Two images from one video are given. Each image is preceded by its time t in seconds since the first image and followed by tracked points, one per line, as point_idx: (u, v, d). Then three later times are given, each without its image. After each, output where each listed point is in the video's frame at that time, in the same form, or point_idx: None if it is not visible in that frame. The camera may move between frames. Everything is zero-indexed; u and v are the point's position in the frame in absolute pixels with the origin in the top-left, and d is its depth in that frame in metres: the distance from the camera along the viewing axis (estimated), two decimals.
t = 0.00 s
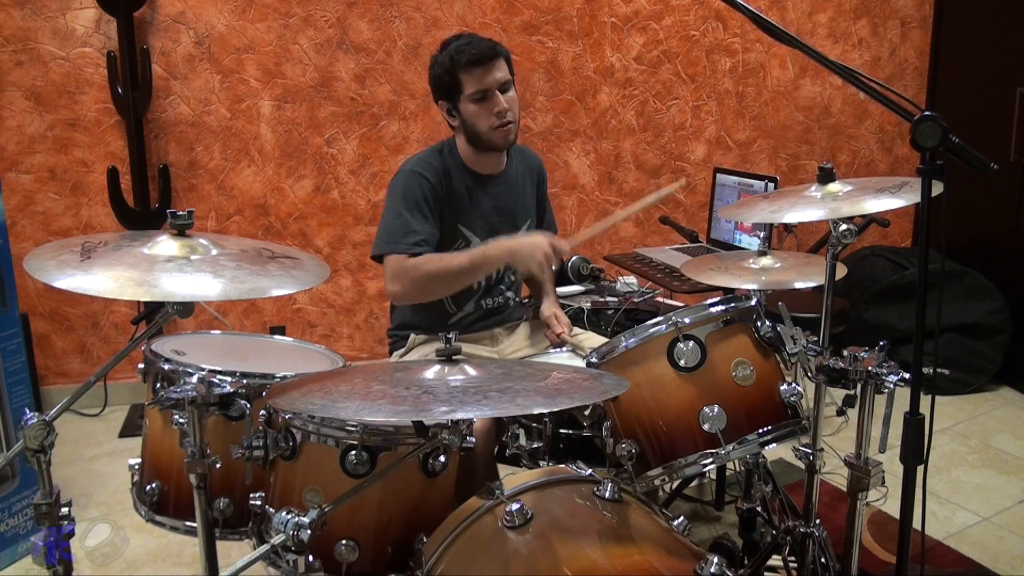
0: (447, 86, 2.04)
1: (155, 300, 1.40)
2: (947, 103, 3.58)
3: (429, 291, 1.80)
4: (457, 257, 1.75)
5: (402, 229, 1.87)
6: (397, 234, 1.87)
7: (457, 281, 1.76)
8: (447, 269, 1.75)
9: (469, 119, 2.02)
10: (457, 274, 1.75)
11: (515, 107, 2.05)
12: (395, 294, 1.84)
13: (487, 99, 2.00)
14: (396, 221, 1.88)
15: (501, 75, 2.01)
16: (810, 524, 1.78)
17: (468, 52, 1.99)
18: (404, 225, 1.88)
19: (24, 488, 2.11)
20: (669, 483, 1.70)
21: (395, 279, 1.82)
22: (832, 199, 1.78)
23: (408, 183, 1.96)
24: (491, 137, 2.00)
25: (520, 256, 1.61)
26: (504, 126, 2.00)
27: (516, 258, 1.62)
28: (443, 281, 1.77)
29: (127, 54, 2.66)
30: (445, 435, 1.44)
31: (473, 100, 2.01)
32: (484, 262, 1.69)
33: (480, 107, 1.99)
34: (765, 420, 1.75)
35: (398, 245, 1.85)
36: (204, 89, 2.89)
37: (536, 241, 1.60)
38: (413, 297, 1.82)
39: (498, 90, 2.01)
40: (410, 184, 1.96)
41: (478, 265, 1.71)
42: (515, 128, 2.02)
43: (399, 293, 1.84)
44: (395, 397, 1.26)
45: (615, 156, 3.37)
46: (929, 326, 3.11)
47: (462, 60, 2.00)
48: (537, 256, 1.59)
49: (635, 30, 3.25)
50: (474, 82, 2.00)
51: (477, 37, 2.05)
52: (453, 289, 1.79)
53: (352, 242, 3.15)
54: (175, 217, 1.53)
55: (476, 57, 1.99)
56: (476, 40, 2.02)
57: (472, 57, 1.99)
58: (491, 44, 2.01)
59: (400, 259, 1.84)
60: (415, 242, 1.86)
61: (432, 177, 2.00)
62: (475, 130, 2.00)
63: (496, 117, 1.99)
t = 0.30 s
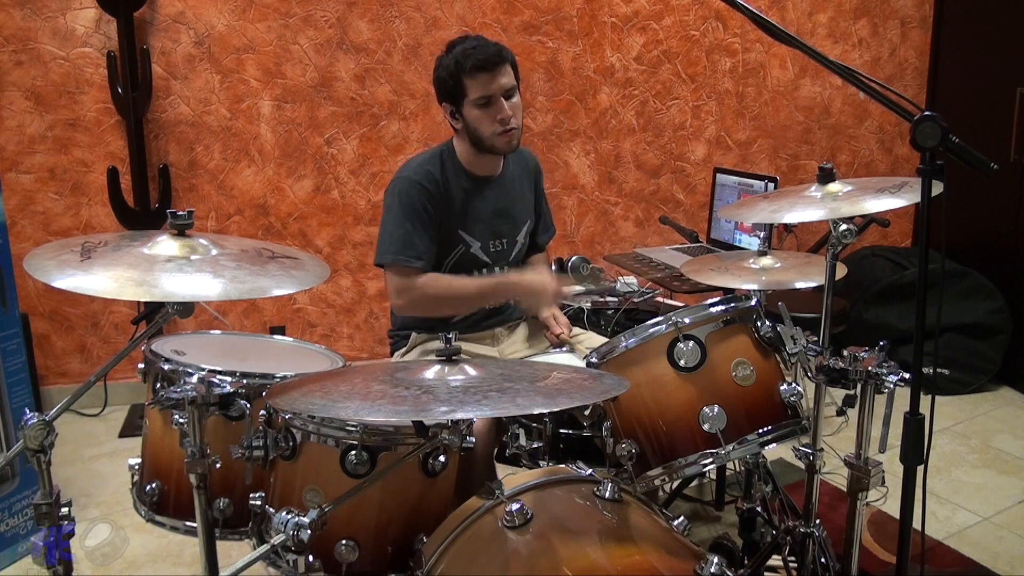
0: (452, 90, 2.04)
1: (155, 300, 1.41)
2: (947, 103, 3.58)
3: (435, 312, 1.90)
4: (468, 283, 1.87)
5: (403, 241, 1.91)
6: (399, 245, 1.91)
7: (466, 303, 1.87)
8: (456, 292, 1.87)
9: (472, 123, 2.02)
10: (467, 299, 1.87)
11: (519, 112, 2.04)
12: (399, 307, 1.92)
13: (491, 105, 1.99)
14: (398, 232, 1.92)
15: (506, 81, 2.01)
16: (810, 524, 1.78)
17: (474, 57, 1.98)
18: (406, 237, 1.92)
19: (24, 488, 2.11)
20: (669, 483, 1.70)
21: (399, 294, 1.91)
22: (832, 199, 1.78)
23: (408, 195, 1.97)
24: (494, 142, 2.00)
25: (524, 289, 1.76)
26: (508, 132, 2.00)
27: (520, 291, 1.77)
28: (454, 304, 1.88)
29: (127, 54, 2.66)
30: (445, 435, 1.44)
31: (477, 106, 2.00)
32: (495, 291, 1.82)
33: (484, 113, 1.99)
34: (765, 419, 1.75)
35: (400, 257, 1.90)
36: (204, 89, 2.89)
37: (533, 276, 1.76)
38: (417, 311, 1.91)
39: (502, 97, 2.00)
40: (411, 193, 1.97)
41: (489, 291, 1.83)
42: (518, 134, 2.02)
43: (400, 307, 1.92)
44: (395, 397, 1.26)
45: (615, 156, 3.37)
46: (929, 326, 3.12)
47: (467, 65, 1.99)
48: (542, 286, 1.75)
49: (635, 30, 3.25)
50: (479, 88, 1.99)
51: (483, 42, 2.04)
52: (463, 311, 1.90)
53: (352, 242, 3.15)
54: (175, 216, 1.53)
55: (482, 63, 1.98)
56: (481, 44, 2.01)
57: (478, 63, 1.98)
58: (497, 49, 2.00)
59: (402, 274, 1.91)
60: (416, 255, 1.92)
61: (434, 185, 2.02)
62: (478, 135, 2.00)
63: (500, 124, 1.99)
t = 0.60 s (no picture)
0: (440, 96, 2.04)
1: (155, 300, 1.40)
2: (947, 103, 3.58)
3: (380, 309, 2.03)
4: (413, 300, 1.99)
5: (372, 237, 1.98)
6: (371, 241, 1.98)
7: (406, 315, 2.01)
8: (398, 305, 2.00)
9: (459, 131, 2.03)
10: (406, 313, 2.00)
11: (506, 120, 2.02)
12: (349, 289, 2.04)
13: (475, 116, 1.99)
14: (369, 229, 1.98)
15: (492, 91, 1.99)
16: (810, 524, 1.77)
17: (458, 68, 1.97)
18: (379, 232, 1.98)
19: (24, 488, 2.11)
20: (669, 483, 1.70)
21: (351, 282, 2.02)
22: (832, 199, 1.78)
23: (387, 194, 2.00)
24: (478, 151, 2.02)
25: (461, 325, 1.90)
26: (490, 142, 2.00)
27: (457, 325, 1.91)
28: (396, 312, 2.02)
29: (127, 54, 2.66)
30: (445, 435, 1.44)
31: (461, 115, 2.00)
32: (434, 315, 1.96)
33: (467, 123, 1.99)
34: (765, 419, 1.75)
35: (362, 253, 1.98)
36: (204, 89, 2.89)
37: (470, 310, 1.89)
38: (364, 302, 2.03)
39: (488, 108, 2.00)
40: (388, 195, 2.00)
41: (429, 314, 1.97)
42: (503, 145, 2.02)
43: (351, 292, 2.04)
44: (395, 397, 1.26)
45: (615, 156, 3.37)
46: (929, 326, 3.12)
47: (453, 75, 1.98)
48: (476, 326, 1.89)
49: (635, 30, 3.25)
50: (463, 98, 1.99)
51: (472, 49, 2.02)
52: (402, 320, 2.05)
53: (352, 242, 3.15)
54: (175, 216, 1.54)
55: (467, 74, 1.97)
56: (467, 52, 1.99)
57: (463, 73, 1.97)
58: (484, 60, 1.98)
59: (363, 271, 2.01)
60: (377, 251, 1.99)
61: (417, 186, 2.03)
62: (464, 143, 2.02)
63: (483, 134, 1.99)
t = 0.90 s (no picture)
0: (426, 78, 2.03)
1: (155, 300, 1.40)
2: (947, 103, 3.58)
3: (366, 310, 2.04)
4: (395, 301, 1.99)
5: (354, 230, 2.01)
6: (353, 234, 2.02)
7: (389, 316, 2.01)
8: (381, 306, 2.01)
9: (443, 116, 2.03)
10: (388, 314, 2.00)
11: (492, 112, 2.04)
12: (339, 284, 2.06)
13: (462, 103, 2.00)
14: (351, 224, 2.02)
15: (482, 82, 2.00)
16: (810, 524, 1.77)
17: (454, 54, 1.97)
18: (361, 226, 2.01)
19: (24, 488, 2.11)
20: (669, 483, 1.70)
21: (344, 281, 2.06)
22: (832, 199, 1.78)
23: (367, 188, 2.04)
24: (460, 138, 2.03)
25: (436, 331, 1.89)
26: (474, 132, 2.01)
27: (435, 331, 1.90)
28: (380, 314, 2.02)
29: (127, 54, 2.66)
30: (445, 435, 1.44)
31: (448, 101, 2.00)
32: (413, 319, 1.95)
33: (454, 110, 1.99)
34: (765, 419, 1.74)
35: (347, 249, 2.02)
36: (204, 89, 2.89)
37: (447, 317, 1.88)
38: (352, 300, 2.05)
39: (476, 97, 2.00)
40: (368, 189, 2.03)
41: (407, 318, 1.96)
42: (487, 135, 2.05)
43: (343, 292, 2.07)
44: (395, 397, 1.26)
45: (615, 156, 3.37)
46: (929, 326, 3.12)
47: (444, 62, 1.98)
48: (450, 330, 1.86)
49: (635, 30, 3.25)
50: (453, 85, 1.99)
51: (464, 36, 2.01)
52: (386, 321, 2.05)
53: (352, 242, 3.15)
54: (175, 216, 1.54)
55: (459, 62, 1.97)
56: (459, 40, 1.99)
57: (457, 61, 1.97)
58: (476, 49, 1.98)
59: (353, 269, 2.04)
60: (360, 245, 2.02)
61: (394, 177, 2.06)
62: (446, 129, 2.03)
63: (468, 123, 2.00)
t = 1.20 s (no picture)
0: (444, 80, 2.00)
1: (155, 300, 1.40)
2: (947, 103, 3.58)
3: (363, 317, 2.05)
4: (389, 310, 2.00)
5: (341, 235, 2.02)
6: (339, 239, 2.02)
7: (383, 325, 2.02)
8: (375, 314, 2.02)
9: (449, 121, 2.03)
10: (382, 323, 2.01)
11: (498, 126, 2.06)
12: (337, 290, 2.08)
13: (478, 116, 2.00)
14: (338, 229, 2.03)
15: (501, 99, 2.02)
16: (810, 524, 1.77)
17: (484, 69, 1.96)
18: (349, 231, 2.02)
19: (24, 488, 2.11)
20: (669, 483, 1.70)
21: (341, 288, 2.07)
22: (832, 199, 1.78)
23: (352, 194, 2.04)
24: (463, 147, 2.04)
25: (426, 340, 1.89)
26: (479, 145, 2.04)
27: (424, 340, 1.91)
28: (376, 322, 2.03)
29: (127, 54, 2.66)
30: (445, 435, 1.44)
31: (464, 110, 2.00)
32: (405, 328, 1.96)
33: (468, 121, 1.99)
34: (765, 419, 1.74)
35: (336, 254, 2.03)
36: (204, 89, 2.89)
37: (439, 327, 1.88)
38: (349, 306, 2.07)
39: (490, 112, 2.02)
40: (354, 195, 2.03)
41: (401, 327, 1.97)
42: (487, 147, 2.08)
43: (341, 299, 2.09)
44: (395, 397, 1.26)
45: (615, 156, 3.37)
46: (929, 326, 3.12)
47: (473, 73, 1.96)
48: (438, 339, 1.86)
49: (635, 30, 3.25)
50: (473, 96, 1.98)
51: (492, 48, 2.01)
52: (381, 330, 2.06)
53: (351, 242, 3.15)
54: (175, 216, 1.54)
55: (489, 78, 1.97)
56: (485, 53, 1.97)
57: (485, 76, 1.96)
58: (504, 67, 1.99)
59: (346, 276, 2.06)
60: (347, 250, 2.02)
61: (380, 181, 2.06)
62: (451, 134, 2.03)
63: (478, 135, 2.02)
